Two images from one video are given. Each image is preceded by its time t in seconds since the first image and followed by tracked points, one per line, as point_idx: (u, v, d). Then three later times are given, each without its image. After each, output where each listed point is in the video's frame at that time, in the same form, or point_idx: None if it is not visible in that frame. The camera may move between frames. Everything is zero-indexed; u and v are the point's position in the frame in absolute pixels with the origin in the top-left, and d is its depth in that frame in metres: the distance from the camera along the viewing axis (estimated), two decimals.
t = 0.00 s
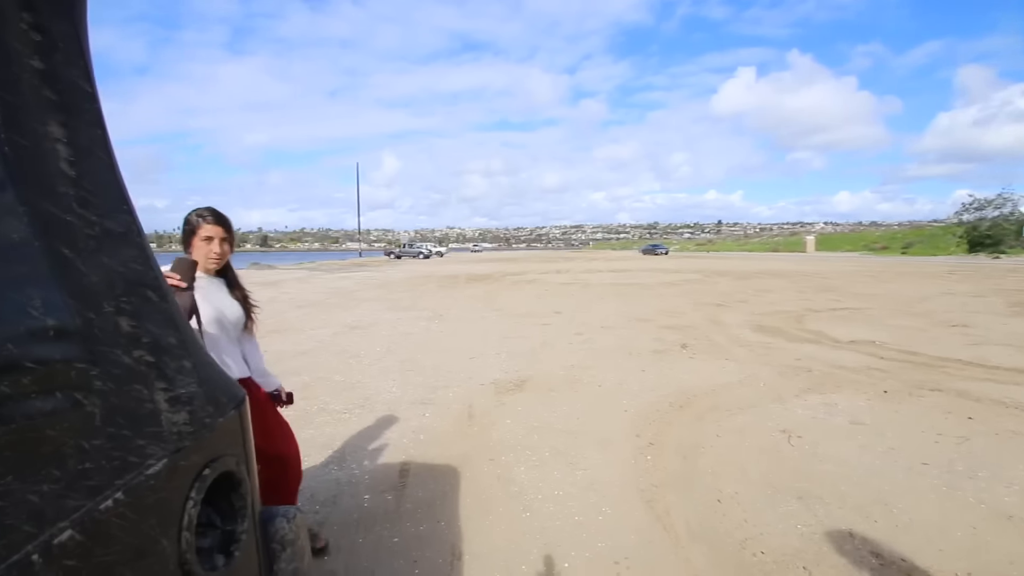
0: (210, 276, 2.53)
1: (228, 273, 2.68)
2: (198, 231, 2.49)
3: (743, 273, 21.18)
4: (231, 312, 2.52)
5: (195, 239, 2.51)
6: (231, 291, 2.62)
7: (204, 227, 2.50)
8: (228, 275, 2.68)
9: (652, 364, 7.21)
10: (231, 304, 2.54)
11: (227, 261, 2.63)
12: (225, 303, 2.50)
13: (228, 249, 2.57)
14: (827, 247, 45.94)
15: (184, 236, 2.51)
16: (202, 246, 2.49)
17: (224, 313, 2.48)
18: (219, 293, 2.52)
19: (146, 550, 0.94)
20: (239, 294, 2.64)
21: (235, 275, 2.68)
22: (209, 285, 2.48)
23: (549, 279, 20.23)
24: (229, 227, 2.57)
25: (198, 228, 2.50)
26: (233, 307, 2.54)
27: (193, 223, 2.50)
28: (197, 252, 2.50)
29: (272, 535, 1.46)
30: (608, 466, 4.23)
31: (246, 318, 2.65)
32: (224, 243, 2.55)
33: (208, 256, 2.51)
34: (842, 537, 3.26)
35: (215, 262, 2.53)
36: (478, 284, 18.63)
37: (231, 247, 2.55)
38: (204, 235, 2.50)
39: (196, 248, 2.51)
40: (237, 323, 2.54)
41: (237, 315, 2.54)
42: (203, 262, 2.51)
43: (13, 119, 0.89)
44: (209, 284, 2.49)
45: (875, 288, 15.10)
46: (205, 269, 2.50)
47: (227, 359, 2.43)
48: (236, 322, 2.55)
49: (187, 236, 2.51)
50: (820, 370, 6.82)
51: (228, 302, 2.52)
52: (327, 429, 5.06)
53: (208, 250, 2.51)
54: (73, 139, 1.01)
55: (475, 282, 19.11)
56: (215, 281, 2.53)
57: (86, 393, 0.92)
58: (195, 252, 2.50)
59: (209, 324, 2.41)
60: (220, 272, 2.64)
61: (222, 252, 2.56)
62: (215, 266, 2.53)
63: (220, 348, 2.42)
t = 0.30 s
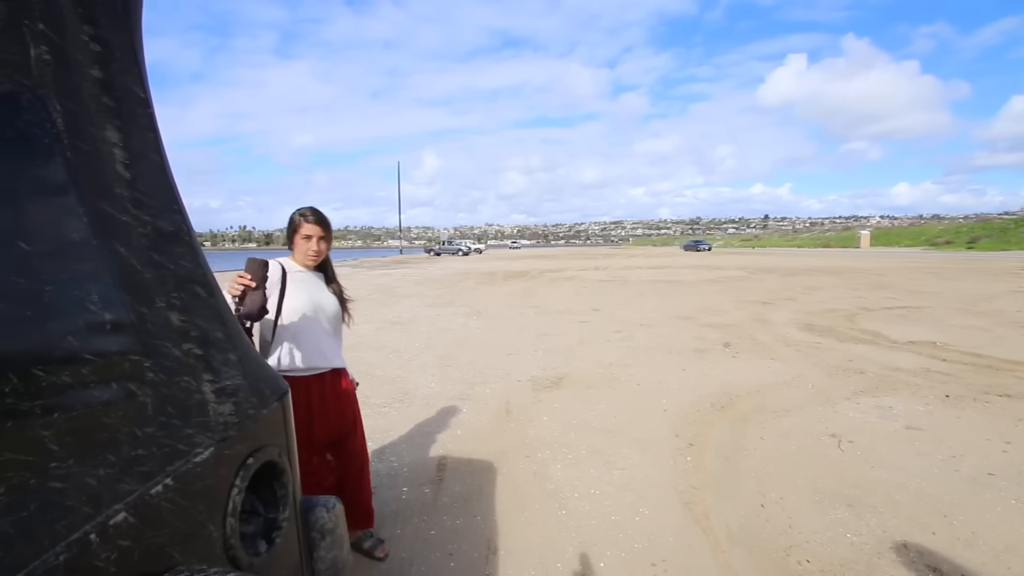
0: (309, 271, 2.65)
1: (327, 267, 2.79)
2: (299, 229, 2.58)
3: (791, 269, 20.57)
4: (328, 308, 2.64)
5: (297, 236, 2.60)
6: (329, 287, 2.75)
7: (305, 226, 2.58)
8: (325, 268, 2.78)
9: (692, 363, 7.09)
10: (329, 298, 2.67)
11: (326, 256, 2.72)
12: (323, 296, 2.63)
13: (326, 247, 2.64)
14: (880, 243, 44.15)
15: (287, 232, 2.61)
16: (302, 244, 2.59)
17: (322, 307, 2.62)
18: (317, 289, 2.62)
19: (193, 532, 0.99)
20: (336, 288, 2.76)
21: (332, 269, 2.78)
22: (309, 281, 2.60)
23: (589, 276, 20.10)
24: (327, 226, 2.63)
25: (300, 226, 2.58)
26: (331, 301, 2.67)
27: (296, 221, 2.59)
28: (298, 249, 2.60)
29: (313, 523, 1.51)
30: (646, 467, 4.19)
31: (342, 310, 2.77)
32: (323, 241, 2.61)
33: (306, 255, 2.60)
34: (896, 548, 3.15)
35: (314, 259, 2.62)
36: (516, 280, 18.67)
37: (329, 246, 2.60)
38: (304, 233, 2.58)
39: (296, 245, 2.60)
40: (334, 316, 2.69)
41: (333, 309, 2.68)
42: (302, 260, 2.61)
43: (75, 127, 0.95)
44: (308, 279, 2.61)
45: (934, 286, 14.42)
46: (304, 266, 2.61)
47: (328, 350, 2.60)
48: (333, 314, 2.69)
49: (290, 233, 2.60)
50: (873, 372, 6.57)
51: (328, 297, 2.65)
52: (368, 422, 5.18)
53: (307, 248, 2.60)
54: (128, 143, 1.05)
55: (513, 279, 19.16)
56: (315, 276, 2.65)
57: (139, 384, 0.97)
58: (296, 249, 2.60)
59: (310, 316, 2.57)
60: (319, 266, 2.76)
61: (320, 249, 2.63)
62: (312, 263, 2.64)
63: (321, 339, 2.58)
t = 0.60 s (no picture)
0: (353, 265, 2.69)
1: (373, 261, 2.81)
2: (348, 224, 2.61)
3: (810, 271, 20.30)
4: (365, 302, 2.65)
5: (346, 230, 2.64)
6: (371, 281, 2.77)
7: (355, 221, 2.61)
8: (371, 263, 2.81)
9: (706, 365, 7.04)
10: (369, 292, 2.70)
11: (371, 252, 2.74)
12: (363, 290, 2.65)
13: (372, 244, 2.67)
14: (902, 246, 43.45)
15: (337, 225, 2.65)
16: (348, 238, 2.62)
17: (360, 301, 2.64)
18: (357, 282, 2.65)
19: (202, 525, 1.01)
20: (378, 283, 2.78)
21: (377, 264, 2.80)
22: (350, 274, 2.64)
23: (604, 276, 20.02)
24: (375, 224, 2.66)
25: (349, 221, 2.61)
26: (370, 295, 2.69)
27: (345, 216, 2.62)
28: (344, 243, 2.64)
29: (321, 518, 1.53)
30: (658, 469, 4.17)
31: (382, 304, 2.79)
32: (368, 238, 2.64)
33: (351, 249, 2.64)
34: (912, 555, 3.12)
35: (359, 254, 2.66)
36: (530, 279, 18.66)
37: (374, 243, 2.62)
38: (353, 229, 2.62)
39: (344, 239, 2.65)
40: (371, 311, 2.71)
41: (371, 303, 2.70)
42: (346, 253, 2.65)
43: (93, 125, 0.96)
44: (351, 272, 2.65)
45: (958, 289, 14.15)
46: (347, 259, 2.65)
47: (359, 344, 2.61)
48: (371, 308, 2.71)
49: (339, 226, 2.64)
50: (892, 377, 6.48)
51: (366, 291, 2.67)
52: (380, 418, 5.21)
53: (353, 243, 2.64)
54: (143, 141, 1.07)
55: (527, 278, 19.15)
56: (358, 271, 2.68)
57: (151, 378, 0.99)
58: (343, 243, 2.64)
59: (346, 308, 2.59)
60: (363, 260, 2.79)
61: (366, 245, 2.67)
62: (357, 258, 2.67)
63: (354, 332, 2.60)
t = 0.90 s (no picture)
0: (364, 260, 2.69)
1: (385, 257, 2.80)
2: (360, 220, 2.61)
3: (815, 265, 20.24)
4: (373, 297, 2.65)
5: (358, 225, 2.64)
6: (380, 275, 2.75)
7: (367, 217, 2.61)
8: (384, 258, 2.80)
9: (710, 360, 7.02)
10: (377, 287, 2.69)
11: (382, 248, 2.74)
12: (371, 285, 2.65)
13: (384, 241, 2.66)
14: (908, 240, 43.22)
15: (348, 221, 2.65)
16: (360, 234, 2.63)
17: (366, 297, 2.64)
18: (366, 277, 2.65)
19: (205, 519, 1.01)
20: (388, 279, 2.76)
21: (389, 260, 2.79)
22: (359, 270, 2.63)
23: (608, 271, 19.99)
24: (387, 219, 2.66)
25: (361, 217, 2.61)
26: (378, 291, 2.68)
27: (358, 211, 2.62)
28: (356, 238, 2.64)
29: (324, 513, 1.53)
30: (661, 464, 4.17)
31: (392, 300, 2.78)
32: (380, 235, 2.63)
33: (363, 245, 2.64)
34: (917, 550, 3.11)
35: (370, 250, 2.65)
36: (533, 275, 18.65)
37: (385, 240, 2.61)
38: (364, 225, 2.62)
39: (356, 234, 2.65)
40: (379, 306, 2.70)
41: (379, 299, 2.69)
42: (358, 249, 2.65)
43: (93, 120, 0.96)
44: (360, 267, 2.65)
45: (966, 284, 14.07)
46: (359, 255, 2.65)
47: (364, 338, 2.60)
48: (379, 304, 2.70)
49: (351, 221, 2.65)
50: (898, 372, 6.45)
51: (374, 286, 2.66)
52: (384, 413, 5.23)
53: (365, 238, 2.63)
54: (144, 136, 1.07)
55: (530, 273, 19.15)
56: (367, 266, 2.68)
57: (154, 372, 0.99)
58: (354, 238, 2.65)
59: (352, 302, 2.60)
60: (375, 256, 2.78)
61: (378, 241, 2.67)
62: (368, 254, 2.67)
63: (360, 326, 2.60)
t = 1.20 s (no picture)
0: (372, 258, 2.69)
1: (391, 253, 2.80)
2: (366, 217, 2.61)
3: (825, 260, 20.10)
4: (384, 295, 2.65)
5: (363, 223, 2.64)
6: (388, 271, 2.73)
7: (371, 215, 2.62)
8: (391, 254, 2.79)
9: (718, 356, 7.00)
10: (387, 284, 2.66)
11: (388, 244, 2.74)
12: (381, 284, 2.64)
13: (390, 238, 2.67)
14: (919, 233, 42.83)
15: (354, 219, 2.66)
16: (365, 232, 2.63)
17: (374, 294, 2.62)
18: (376, 275, 2.65)
19: (216, 515, 1.02)
20: (397, 273, 2.74)
21: (397, 256, 2.78)
22: (366, 268, 2.63)
23: (615, 267, 19.96)
24: (392, 216, 2.67)
25: (366, 215, 2.62)
26: (387, 287, 2.66)
27: (362, 209, 2.63)
28: (362, 236, 2.65)
29: (334, 508, 1.54)
30: (669, 460, 4.17)
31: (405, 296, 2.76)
32: (387, 232, 2.64)
33: (369, 243, 2.64)
34: (929, 545, 3.10)
35: (377, 248, 2.66)
36: (540, 272, 18.63)
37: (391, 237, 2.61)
38: (369, 222, 2.62)
39: (361, 232, 2.65)
40: (389, 303, 2.68)
41: (388, 295, 2.66)
42: (365, 247, 2.66)
43: (101, 120, 0.97)
44: (368, 265, 2.64)
45: (979, 277, 13.92)
46: (367, 253, 2.66)
47: (374, 337, 2.61)
48: (389, 301, 2.68)
49: (356, 220, 2.64)
50: (909, 366, 6.41)
51: (382, 283, 2.63)
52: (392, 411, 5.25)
53: (371, 237, 2.64)
54: (152, 136, 1.08)
55: (537, 270, 19.14)
56: (375, 264, 2.67)
57: (164, 369, 1.00)
58: (361, 236, 2.65)
59: (360, 302, 2.60)
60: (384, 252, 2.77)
61: (384, 239, 2.67)
62: (375, 251, 2.67)
63: (368, 325, 2.61)
